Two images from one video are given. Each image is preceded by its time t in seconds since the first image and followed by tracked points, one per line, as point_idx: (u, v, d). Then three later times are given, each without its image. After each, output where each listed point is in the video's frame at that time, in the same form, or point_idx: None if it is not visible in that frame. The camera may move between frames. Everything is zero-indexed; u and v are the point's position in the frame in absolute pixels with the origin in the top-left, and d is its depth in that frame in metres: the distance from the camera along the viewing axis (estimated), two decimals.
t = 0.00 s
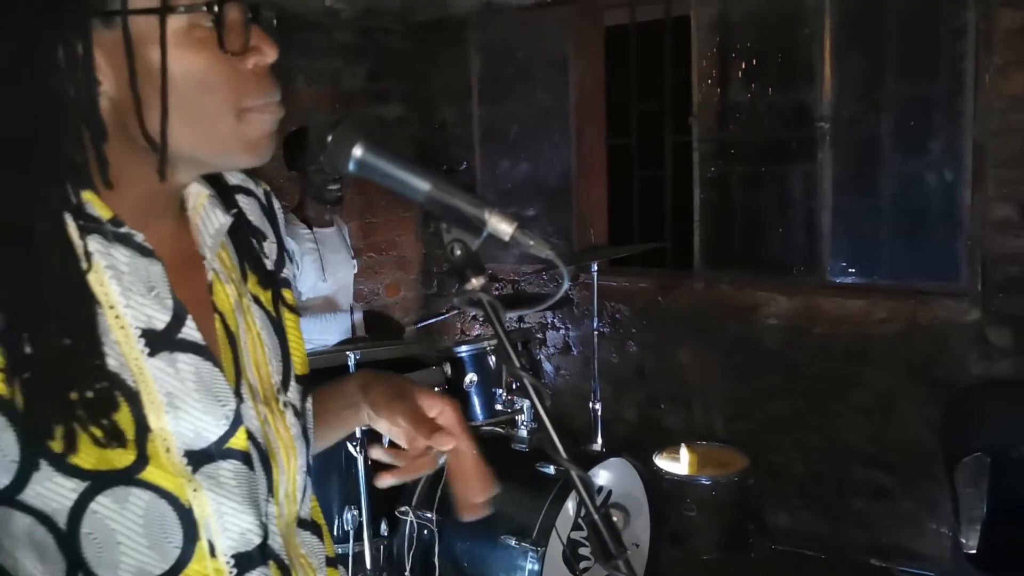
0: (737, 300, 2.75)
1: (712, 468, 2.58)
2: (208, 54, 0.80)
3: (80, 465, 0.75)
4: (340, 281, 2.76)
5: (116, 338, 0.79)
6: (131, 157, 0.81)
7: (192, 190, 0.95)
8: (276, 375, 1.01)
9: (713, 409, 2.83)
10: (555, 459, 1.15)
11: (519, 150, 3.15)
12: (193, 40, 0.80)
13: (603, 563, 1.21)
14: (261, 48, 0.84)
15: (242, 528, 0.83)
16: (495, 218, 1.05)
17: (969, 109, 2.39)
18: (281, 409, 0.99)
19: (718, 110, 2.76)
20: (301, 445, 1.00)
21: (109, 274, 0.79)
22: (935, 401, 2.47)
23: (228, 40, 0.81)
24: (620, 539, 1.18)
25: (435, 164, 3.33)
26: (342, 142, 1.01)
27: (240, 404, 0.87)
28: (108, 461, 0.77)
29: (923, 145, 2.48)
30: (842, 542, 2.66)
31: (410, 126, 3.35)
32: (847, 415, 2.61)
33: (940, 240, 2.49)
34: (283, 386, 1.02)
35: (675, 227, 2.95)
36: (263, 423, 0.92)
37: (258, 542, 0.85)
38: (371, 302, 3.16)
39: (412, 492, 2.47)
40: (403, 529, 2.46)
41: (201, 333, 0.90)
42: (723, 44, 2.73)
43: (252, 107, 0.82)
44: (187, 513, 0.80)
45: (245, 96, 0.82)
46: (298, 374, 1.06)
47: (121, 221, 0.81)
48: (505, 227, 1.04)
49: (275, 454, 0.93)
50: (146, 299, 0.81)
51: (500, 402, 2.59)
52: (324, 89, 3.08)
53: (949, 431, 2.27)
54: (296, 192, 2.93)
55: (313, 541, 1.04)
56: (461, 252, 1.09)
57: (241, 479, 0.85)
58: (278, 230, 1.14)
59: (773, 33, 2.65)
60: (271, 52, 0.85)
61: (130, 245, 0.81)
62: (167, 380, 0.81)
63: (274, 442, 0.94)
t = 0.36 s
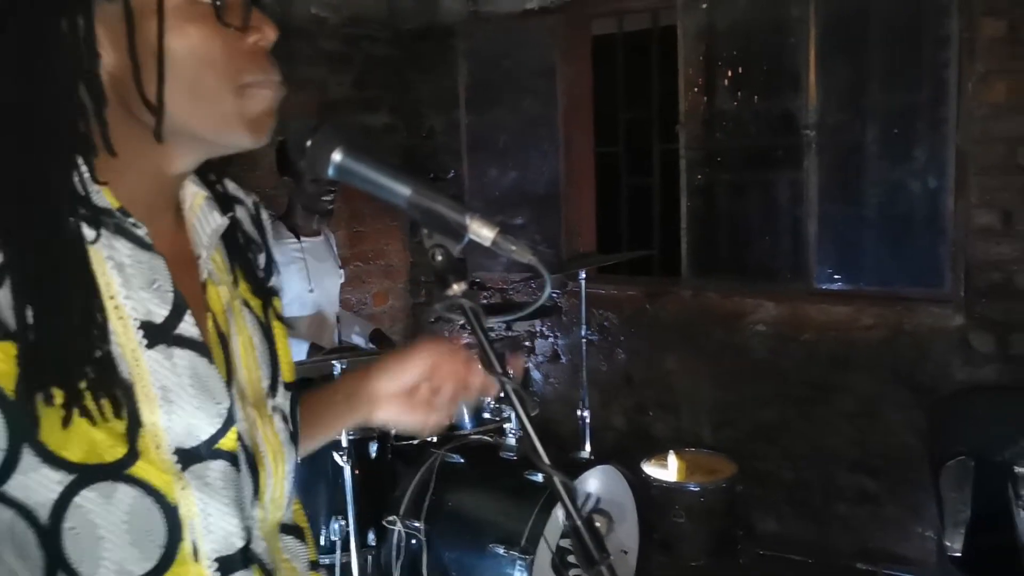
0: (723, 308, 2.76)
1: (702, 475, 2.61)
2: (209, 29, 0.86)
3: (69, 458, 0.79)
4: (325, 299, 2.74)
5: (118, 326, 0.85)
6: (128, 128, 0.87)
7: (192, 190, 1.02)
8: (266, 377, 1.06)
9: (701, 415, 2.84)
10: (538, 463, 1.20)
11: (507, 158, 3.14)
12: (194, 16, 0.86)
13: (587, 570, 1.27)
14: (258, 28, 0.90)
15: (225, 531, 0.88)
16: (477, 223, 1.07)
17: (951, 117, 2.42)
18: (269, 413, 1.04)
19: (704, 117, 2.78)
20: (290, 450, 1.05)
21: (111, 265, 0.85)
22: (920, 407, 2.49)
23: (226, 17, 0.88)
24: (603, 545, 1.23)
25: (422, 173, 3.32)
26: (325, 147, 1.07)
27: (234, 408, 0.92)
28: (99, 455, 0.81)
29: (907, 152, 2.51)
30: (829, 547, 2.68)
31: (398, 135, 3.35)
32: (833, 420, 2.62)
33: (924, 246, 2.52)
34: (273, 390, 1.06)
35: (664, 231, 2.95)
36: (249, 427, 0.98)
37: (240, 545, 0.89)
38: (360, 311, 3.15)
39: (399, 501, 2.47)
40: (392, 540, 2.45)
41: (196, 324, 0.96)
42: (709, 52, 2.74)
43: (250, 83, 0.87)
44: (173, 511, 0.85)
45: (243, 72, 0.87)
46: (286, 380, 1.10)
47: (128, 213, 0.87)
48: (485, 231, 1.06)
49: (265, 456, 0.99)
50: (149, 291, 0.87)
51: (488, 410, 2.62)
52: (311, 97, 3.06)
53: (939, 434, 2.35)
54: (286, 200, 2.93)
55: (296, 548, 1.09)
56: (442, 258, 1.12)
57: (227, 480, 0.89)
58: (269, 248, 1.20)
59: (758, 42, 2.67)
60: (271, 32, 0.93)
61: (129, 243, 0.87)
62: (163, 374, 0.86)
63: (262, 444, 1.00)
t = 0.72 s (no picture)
0: (679, 301, 2.78)
1: (658, 467, 2.60)
2: (125, 40, 0.79)
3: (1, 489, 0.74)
4: (274, 296, 2.71)
5: (37, 360, 0.78)
6: (44, 152, 0.80)
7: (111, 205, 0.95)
8: (190, 391, 1.02)
9: (659, 408, 2.85)
10: (488, 458, 1.21)
11: (464, 153, 3.13)
12: (107, 28, 0.79)
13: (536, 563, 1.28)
14: (179, 39, 0.83)
15: (163, 545, 0.87)
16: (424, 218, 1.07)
17: (900, 110, 2.47)
18: (200, 425, 1.01)
19: (659, 112, 2.80)
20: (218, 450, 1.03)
21: (32, 295, 0.78)
22: (873, 396, 2.53)
23: (145, 27, 0.81)
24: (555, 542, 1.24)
25: (377, 169, 3.30)
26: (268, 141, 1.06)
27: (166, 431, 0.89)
28: (31, 484, 0.77)
29: (858, 145, 2.55)
30: (786, 537, 2.70)
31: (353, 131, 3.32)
32: (788, 411, 2.65)
33: (875, 237, 2.57)
34: (199, 403, 1.03)
35: (620, 223, 2.95)
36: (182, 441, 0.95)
37: (177, 558, 0.88)
38: (315, 308, 3.11)
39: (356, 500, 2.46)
40: (349, 538, 2.45)
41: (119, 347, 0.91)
42: (663, 47, 2.76)
43: (174, 99, 0.81)
44: (111, 535, 0.82)
45: (164, 86, 0.80)
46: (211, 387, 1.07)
47: (44, 240, 0.80)
48: (433, 227, 1.07)
49: (204, 472, 0.98)
50: (71, 321, 0.80)
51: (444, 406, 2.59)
52: (264, 93, 3.01)
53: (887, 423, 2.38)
54: (238, 198, 2.88)
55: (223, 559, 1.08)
56: (391, 253, 1.14)
57: (161, 498, 0.87)
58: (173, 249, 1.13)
59: (711, 37, 2.69)
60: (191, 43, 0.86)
61: (50, 269, 0.80)
62: (90, 407, 0.81)
63: (199, 459, 0.97)
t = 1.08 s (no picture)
0: (634, 298, 2.79)
1: (614, 464, 2.68)
2: (53, 23, 0.75)
3: None
4: (225, 295, 2.68)
5: None
6: None
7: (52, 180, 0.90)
8: (131, 366, 0.97)
9: (614, 405, 2.86)
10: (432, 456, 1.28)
11: (417, 152, 3.12)
12: (33, 10, 0.74)
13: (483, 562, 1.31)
14: (109, 10, 0.80)
15: (113, 522, 0.81)
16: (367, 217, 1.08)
17: (847, 108, 2.52)
18: (142, 399, 0.97)
19: (612, 110, 2.80)
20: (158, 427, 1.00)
21: None
22: (824, 390, 2.58)
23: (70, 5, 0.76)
24: (499, 538, 1.28)
25: (331, 168, 3.28)
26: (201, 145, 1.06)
27: (110, 407, 0.85)
28: None
29: (807, 143, 2.59)
30: (739, 532, 2.73)
31: (306, 130, 3.26)
32: (742, 406, 2.68)
33: (824, 235, 2.61)
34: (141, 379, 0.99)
35: (575, 223, 2.93)
36: (122, 418, 0.90)
37: (127, 536, 0.83)
38: (269, 309, 3.07)
39: (311, 503, 2.40)
40: (303, 542, 2.39)
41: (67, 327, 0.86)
42: (615, 45, 2.77)
43: (114, 77, 0.78)
44: (62, 509, 0.77)
45: (104, 64, 0.77)
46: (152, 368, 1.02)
47: None
48: (375, 226, 1.07)
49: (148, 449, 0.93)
50: (18, 293, 0.76)
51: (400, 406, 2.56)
52: (213, 91, 2.95)
53: (837, 417, 2.43)
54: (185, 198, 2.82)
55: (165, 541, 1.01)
56: (333, 251, 1.14)
57: (107, 475, 0.82)
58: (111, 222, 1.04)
59: (662, 36, 2.71)
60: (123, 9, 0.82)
61: None
62: (36, 382, 0.76)
63: (140, 435, 0.93)
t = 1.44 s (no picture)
0: (578, 291, 2.79)
1: (561, 456, 2.67)
2: None
3: None
4: (162, 291, 2.64)
5: None
6: None
7: None
8: (65, 421, 0.83)
9: (561, 398, 2.87)
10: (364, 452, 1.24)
11: (361, 145, 3.09)
12: None
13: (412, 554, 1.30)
14: (32, 65, 0.78)
15: None
16: (292, 206, 1.09)
17: (785, 102, 2.56)
18: (77, 454, 0.83)
19: (556, 103, 2.81)
20: (97, 486, 0.84)
21: None
22: (765, 380, 2.61)
23: None
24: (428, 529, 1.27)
25: (273, 162, 3.22)
26: (122, 133, 1.05)
27: (25, 459, 0.76)
28: None
29: (747, 136, 2.62)
30: (685, 521, 2.76)
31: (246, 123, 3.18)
32: (686, 397, 2.71)
33: (765, 226, 2.64)
34: (78, 430, 0.84)
35: (520, 216, 2.93)
36: (46, 472, 0.78)
37: None
38: (209, 306, 3.04)
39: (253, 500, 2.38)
40: (246, 541, 2.39)
41: None
42: (558, 39, 2.78)
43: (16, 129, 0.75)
44: None
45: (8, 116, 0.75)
46: (101, 415, 0.88)
47: None
48: (300, 216, 1.07)
49: (73, 506, 0.80)
50: None
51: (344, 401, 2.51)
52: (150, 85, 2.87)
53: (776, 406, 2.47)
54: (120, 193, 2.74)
55: None
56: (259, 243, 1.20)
57: (10, 530, 0.74)
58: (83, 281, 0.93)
59: (605, 30, 2.72)
60: (47, 71, 0.80)
61: None
62: None
63: (67, 492, 0.80)
